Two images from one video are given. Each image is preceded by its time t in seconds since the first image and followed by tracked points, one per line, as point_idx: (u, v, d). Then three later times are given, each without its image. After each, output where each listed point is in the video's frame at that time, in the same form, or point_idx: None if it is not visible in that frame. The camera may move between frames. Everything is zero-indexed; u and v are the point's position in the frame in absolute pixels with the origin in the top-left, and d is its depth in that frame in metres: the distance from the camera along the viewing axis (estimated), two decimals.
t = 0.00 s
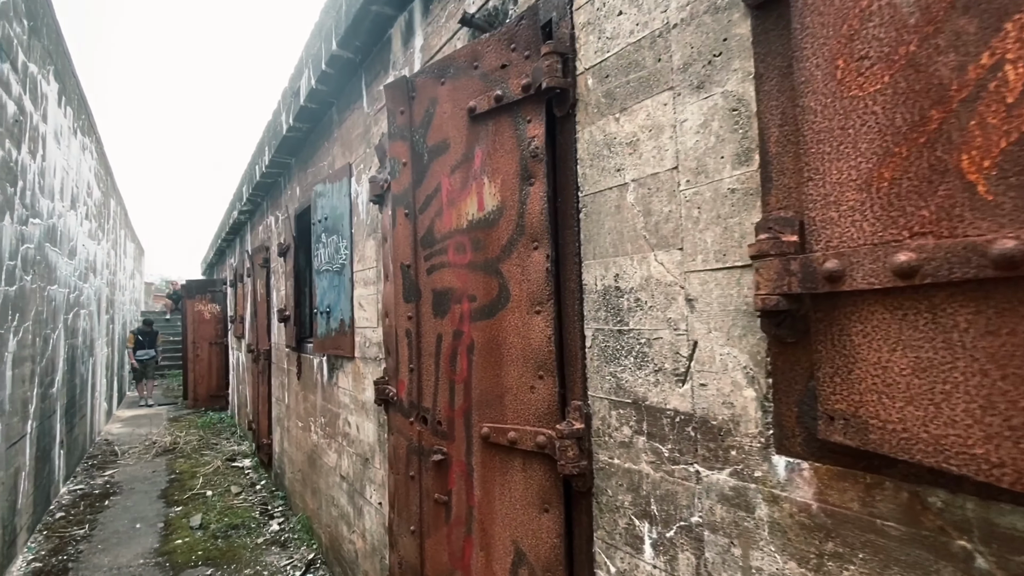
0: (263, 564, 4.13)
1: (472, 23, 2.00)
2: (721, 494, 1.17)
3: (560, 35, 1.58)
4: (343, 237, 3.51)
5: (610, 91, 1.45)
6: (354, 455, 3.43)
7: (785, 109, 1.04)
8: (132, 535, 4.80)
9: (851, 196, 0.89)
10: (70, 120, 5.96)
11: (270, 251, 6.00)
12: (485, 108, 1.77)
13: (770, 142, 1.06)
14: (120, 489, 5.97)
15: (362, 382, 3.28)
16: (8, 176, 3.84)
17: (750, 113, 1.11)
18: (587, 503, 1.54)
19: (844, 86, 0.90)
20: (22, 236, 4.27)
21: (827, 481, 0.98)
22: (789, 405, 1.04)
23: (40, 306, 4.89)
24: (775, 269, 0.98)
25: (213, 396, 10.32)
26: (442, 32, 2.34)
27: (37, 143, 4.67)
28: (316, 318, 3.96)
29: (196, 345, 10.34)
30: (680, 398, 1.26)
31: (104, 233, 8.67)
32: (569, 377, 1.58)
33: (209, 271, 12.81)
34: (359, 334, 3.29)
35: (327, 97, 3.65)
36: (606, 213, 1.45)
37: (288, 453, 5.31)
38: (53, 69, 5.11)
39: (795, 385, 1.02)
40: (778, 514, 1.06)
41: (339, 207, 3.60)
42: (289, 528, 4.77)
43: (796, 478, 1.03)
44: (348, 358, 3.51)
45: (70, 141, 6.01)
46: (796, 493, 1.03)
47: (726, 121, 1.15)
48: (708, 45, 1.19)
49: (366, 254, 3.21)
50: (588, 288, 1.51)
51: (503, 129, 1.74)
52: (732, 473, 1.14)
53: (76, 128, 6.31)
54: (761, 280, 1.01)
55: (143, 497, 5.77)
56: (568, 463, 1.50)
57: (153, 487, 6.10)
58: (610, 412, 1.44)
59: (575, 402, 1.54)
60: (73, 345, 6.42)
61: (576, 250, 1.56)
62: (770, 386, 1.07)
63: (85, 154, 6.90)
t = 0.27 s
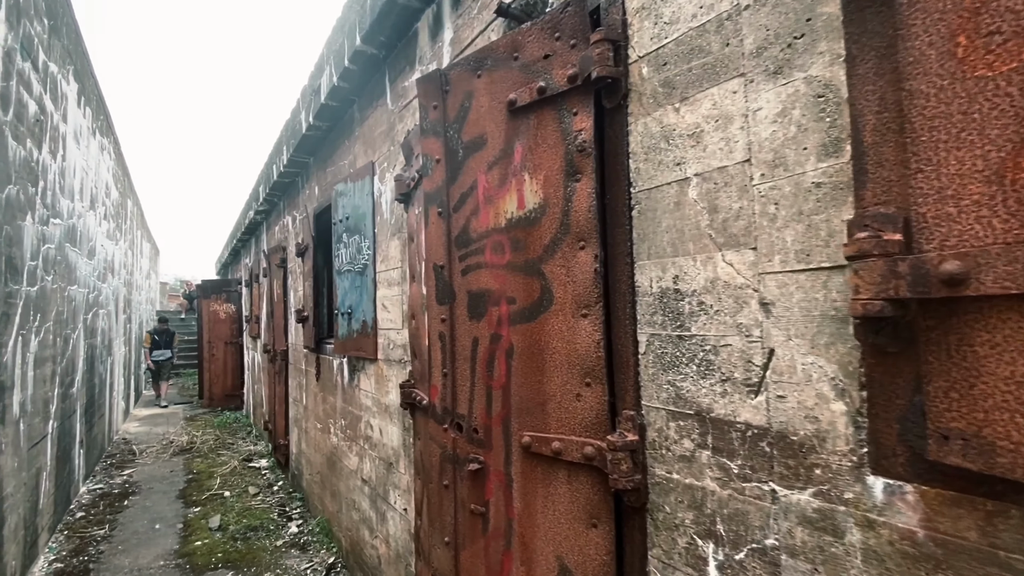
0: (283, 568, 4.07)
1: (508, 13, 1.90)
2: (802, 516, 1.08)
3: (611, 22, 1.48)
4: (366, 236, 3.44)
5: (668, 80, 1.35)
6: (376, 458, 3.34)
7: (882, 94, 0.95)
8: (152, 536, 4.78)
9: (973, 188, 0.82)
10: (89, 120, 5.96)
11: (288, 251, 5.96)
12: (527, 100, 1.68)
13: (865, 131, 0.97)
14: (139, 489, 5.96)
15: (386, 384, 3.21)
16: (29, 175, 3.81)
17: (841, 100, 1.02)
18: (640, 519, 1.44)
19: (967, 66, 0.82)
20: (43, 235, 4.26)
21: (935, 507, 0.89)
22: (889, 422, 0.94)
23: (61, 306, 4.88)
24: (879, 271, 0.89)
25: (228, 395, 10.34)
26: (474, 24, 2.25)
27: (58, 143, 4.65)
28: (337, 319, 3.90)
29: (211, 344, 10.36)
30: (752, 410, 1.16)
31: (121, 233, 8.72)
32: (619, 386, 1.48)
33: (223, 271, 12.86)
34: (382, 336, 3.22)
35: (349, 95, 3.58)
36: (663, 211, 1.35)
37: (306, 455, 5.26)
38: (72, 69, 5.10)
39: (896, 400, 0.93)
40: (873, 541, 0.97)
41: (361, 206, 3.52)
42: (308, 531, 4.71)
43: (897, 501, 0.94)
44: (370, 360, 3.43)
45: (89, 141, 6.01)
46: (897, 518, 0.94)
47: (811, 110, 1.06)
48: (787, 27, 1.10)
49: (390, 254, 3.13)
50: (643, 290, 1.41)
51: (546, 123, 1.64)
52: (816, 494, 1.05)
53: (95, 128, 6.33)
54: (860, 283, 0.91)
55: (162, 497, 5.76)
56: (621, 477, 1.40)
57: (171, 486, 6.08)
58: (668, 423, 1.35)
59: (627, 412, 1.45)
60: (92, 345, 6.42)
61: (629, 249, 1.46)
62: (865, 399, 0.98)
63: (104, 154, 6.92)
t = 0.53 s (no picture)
0: (302, 569, 4.01)
1: None
2: (898, 533, 0.99)
3: None
4: (388, 233, 3.35)
5: (734, 60, 1.26)
6: (399, 459, 3.26)
7: (1002, 65, 0.85)
8: (171, 535, 4.75)
9: None
10: (108, 118, 5.96)
11: (305, 250, 5.91)
12: (572, 86, 1.58)
13: (979, 109, 0.87)
14: (157, 488, 5.95)
15: (409, 384, 3.13)
16: (50, 172, 3.79)
17: (949, 74, 0.93)
18: (699, 531, 1.34)
19: None
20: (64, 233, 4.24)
21: None
22: (1010, 433, 0.85)
23: (81, 304, 4.87)
24: (1006, 261, 0.79)
25: (243, 394, 10.35)
26: (508, 11, 2.16)
27: (78, 141, 4.64)
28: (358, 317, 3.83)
29: (226, 343, 10.38)
30: (836, 417, 1.07)
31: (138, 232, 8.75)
32: (676, 388, 1.38)
33: (238, 270, 12.90)
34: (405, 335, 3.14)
35: (371, 89, 3.50)
36: (728, 201, 1.26)
37: (324, 454, 5.21)
38: (92, 67, 5.09)
39: (1020, 407, 0.84)
40: (989, 563, 0.88)
41: (383, 202, 3.45)
42: (326, 532, 4.65)
43: (1017, 520, 0.85)
44: (392, 359, 3.36)
45: (107, 139, 6.01)
46: (1019, 539, 0.85)
47: (912, 87, 0.97)
48: None
49: (414, 251, 3.04)
50: (704, 286, 1.31)
51: (593, 109, 1.54)
52: (915, 510, 0.96)
53: (113, 127, 6.33)
54: (981, 276, 0.82)
55: (180, 495, 5.74)
56: (680, 486, 1.30)
57: (188, 485, 6.07)
58: (734, 429, 1.25)
59: (685, 416, 1.35)
60: (110, 343, 6.43)
61: (687, 243, 1.36)
62: (979, 406, 0.89)
63: (122, 153, 6.93)
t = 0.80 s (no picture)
0: (320, 570, 3.95)
1: None
2: (997, 550, 0.90)
3: None
4: (409, 230, 3.28)
5: (800, 36, 1.17)
6: (419, 460, 3.18)
7: None
8: (188, 534, 4.73)
9: None
10: (125, 117, 5.97)
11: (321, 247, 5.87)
12: (614, 70, 1.50)
13: None
14: (173, 486, 5.94)
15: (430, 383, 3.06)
16: (70, 169, 3.78)
17: None
18: (757, 543, 1.25)
19: None
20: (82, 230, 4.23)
21: None
22: None
23: (99, 301, 4.87)
24: None
25: (257, 392, 10.37)
26: None
27: (96, 138, 4.63)
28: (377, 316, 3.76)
29: (240, 341, 10.39)
30: (921, 421, 0.99)
31: (155, 231, 8.79)
32: (730, 389, 1.29)
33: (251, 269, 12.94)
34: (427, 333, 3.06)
35: (391, 83, 3.44)
36: (793, 188, 1.18)
37: (340, 453, 5.16)
38: (110, 65, 5.09)
39: None
40: None
41: (403, 198, 3.38)
42: (343, 532, 4.60)
43: None
44: (412, 358, 3.28)
45: (125, 138, 6.02)
46: None
47: (1014, 59, 0.90)
48: None
49: (436, 247, 2.96)
50: (764, 281, 1.23)
51: (637, 94, 1.46)
52: (1018, 525, 0.88)
53: (130, 126, 6.34)
54: None
55: (196, 494, 5.73)
56: (738, 494, 1.21)
57: (204, 483, 6.06)
58: (798, 434, 1.17)
59: (741, 419, 1.26)
60: (127, 341, 6.45)
61: (743, 234, 1.27)
62: None
63: (138, 151, 6.95)
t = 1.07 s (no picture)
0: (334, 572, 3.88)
1: None
2: None
3: None
4: (426, 225, 3.19)
5: (873, 3, 1.07)
6: (437, 461, 3.09)
7: None
8: (201, 534, 4.70)
9: None
10: (139, 114, 5.96)
11: (334, 245, 5.81)
12: (656, 48, 1.39)
13: None
14: (186, 484, 5.92)
15: (448, 381, 2.97)
16: (83, 165, 3.74)
17: None
18: (820, 558, 1.14)
19: None
20: (97, 227, 4.21)
21: None
22: None
23: (113, 299, 4.85)
24: None
25: (269, 390, 10.37)
26: None
27: (110, 135, 4.60)
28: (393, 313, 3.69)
29: (253, 340, 10.39)
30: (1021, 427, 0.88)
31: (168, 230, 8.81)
32: (789, 390, 1.18)
33: (264, 267, 12.95)
34: (445, 330, 2.98)
35: (407, 75, 3.36)
36: (865, 169, 1.08)
37: (353, 453, 5.09)
38: (124, 61, 5.06)
39: None
40: None
41: (420, 193, 3.29)
42: (357, 533, 4.53)
43: None
44: (430, 356, 3.19)
45: (139, 136, 6.01)
46: None
47: None
48: None
49: (454, 241, 2.87)
50: (830, 272, 1.13)
51: (681, 73, 1.35)
52: None
53: (144, 123, 6.34)
54: None
55: (209, 493, 5.70)
56: (801, 505, 1.11)
57: (217, 483, 6.03)
58: (871, 440, 1.06)
59: (802, 423, 1.16)
60: (141, 339, 6.45)
61: (805, 222, 1.16)
62: None
63: (152, 150, 6.94)
